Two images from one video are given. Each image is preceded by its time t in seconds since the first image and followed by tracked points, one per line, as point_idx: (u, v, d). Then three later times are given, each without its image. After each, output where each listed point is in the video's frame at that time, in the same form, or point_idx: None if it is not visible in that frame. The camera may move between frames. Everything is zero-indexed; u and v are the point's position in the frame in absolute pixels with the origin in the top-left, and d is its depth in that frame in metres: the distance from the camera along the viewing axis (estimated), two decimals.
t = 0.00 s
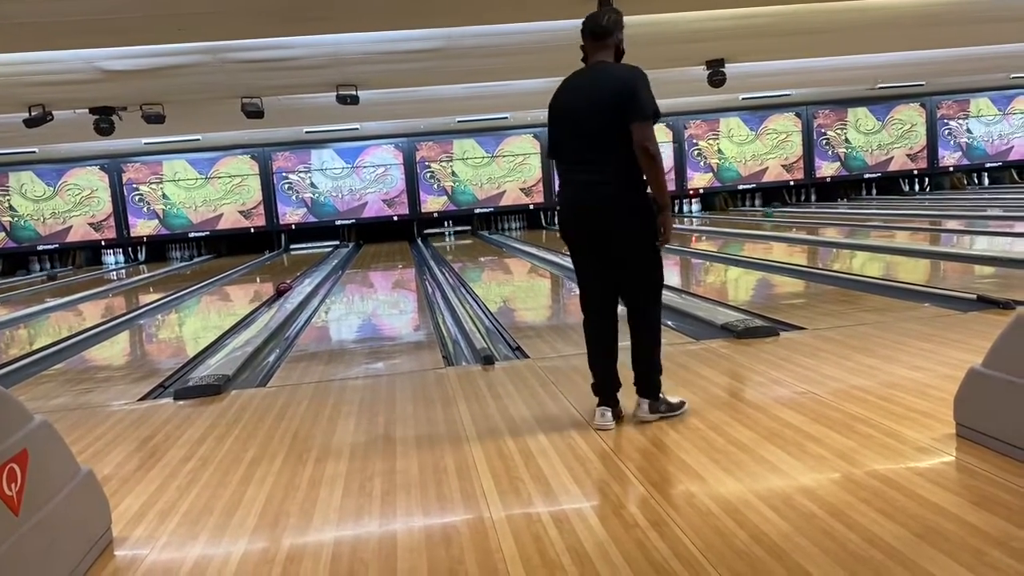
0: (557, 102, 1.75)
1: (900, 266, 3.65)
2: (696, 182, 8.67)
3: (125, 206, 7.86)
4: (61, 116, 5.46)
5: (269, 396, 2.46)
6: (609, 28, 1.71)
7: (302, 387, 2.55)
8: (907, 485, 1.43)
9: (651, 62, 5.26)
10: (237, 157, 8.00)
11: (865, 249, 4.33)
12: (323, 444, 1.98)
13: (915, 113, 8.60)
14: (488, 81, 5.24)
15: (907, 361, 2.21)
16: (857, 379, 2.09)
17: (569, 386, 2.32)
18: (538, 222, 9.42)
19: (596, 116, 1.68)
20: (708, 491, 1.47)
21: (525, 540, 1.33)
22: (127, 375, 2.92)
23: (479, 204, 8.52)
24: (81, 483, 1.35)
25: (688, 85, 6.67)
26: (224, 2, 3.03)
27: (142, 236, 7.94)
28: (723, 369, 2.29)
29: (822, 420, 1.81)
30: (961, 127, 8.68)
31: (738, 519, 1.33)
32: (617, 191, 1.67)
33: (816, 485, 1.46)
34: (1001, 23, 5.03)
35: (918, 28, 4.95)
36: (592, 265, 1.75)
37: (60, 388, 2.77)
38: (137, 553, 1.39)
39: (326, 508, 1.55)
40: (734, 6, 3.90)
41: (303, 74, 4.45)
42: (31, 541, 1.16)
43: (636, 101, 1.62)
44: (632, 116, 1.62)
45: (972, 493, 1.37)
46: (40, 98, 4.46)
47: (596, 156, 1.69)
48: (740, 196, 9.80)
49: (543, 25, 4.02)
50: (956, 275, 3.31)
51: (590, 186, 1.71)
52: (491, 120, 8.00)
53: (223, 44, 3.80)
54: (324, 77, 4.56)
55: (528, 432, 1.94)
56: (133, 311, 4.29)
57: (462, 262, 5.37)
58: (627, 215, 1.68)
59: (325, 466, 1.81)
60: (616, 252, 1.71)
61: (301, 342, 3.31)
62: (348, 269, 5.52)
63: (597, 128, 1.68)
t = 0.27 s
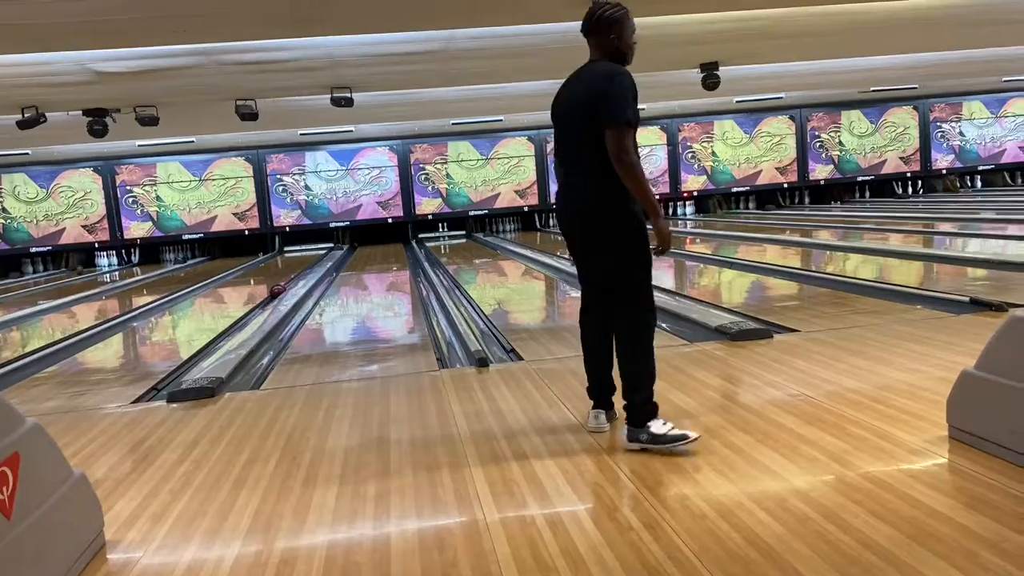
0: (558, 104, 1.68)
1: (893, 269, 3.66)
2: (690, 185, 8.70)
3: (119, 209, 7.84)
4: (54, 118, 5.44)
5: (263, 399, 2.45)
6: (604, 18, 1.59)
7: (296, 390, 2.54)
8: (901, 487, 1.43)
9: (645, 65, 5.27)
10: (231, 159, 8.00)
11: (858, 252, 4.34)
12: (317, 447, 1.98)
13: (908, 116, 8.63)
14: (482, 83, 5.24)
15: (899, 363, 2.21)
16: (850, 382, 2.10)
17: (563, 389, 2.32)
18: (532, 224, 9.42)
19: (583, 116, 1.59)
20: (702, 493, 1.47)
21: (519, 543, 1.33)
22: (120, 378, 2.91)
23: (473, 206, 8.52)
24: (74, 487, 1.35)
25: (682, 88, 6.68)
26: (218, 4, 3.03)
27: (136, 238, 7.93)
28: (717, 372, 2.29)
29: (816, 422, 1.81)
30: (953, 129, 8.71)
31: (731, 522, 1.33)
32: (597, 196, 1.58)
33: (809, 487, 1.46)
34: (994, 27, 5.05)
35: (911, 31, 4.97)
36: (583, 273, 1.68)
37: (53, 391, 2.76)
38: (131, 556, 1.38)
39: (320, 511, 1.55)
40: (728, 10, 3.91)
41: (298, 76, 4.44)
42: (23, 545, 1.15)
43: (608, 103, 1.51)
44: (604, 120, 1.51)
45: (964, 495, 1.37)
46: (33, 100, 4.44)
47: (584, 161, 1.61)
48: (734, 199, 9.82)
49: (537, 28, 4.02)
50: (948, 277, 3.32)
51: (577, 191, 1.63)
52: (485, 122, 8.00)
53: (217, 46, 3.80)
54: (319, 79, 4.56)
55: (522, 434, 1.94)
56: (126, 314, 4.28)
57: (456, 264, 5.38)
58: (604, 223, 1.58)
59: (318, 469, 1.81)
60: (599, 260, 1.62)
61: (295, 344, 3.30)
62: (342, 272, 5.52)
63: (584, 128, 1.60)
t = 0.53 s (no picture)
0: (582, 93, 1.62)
1: (883, 273, 3.67)
2: (680, 189, 8.70)
3: (108, 212, 7.82)
4: (43, 122, 5.42)
5: (254, 404, 2.45)
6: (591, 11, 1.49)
7: (287, 394, 2.54)
8: (892, 490, 1.43)
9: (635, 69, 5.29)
10: (221, 163, 7.99)
11: (848, 256, 4.35)
12: (308, 451, 1.98)
13: (897, 120, 8.66)
14: (474, 87, 5.24)
15: (889, 366, 2.22)
16: (840, 385, 2.10)
17: (554, 393, 2.33)
18: (524, 228, 9.42)
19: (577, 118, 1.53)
20: (693, 497, 1.47)
21: (510, 547, 1.33)
22: (110, 382, 2.89)
23: (465, 210, 8.52)
24: (61, 493, 1.34)
25: (673, 93, 6.70)
26: (209, 8, 3.03)
27: (126, 242, 7.91)
28: (708, 375, 2.29)
29: (806, 426, 1.82)
30: (943, 134, 8.73)
31: (723, 526, 1.33)
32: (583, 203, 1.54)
33: (800, 491, 1.46)
34: (981, 32, 5.08)
35: (901, 36, 5.00)
36: (585, 272, 1.67)
37: (41, 395, 2.75)
38: (119, 562, 1.37)
39: (310, 516, 1.54)
40: (718, 14, 3.92)
41: (288, 80, 4.44)
42: (7, 551, 1.14)
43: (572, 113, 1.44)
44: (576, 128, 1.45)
45: (954, 498, 1.38)
46: (22, 103, 4.42)
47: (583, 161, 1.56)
48: (725, 203, 9.84)
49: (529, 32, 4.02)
50: (938, 281, 3.33)
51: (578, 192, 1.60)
52: (476, 126, 8.01)
53: (208, 50, 3.79)
54: (310, 83, 4.55)
55: (514, 439, 1.94)
56: (116, 318, 4.26)
57: (447, 268, 5.37)
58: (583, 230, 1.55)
59: (309, 474, 1.80)
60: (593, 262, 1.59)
61: (286, 348, 3.29)
62: (333, 276, 5.51)
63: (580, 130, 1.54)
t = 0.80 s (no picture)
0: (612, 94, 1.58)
1: (869, 278, 3.69)
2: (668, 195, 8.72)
3: (94, 219, 7.77)
4: (28, 127, 5.39)
5: (240, 411, 2.43)
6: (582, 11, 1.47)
7: (274, 401, 2.52)
8: (878, 496, 1.44)
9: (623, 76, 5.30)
10: (208, 169, 7.95)
11: (834, 262, 4.38)
12: (294, 458, 1.97)
13: (883, 127, 8.74)
14: (462, 93, 5.24)
15: (876, 372, 2.23)
16: (827, 390, 2.11)
17: (542, 399, 2.33)
18: (512, 234, 9.43)
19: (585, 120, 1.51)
20: (682, 503, 1.47)
21: (498, 554, 1.32)
22: (95, 389, 2.87)
23: (453, 216, 8.51)
24: (45, 501, 1.33)
25: (660, 99, 6.72)
26: (195, 14, 3.02)
27: (111, 248, 7.84)
28: (695, 381, 2.30)
29: (793, 431, 1.82)
30: (928, 140, 8.83)
31: (711, 532, 1.33)
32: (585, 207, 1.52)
33: (788, 497, 1.47)
34: (965, 40, 5.13)
35: (886, 44, 5.04)
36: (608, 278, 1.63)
37: (25, 403, 2.73)
38: (103, 571, 1.36)
39: (298, 524, 1.53)
40: (705, 21, 3.94)
41: (275, 86, 4.43)
42: None
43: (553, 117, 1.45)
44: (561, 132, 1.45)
45: (940, 503, 1.38)
46: (6, 109, 4.40)
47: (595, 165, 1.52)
48: (712, 209, 9.88)
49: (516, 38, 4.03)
50: (923, 287, 3.35)
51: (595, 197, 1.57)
52: (464, 133, 8.01)
53: (194, 55, 3.78)
54: (297, 89, 4.55)
55: (502, 445, 1.94)
56: (102, 325, 4.23)
57: (436, 274, 5.36)
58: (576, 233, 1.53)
59: (296, 481, 1.79)
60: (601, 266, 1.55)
61: (272, 355, 3.28)
62: (320, 282, 5.49)
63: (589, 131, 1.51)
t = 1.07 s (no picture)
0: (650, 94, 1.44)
1: (851, 287, 3.72)
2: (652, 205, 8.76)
3: (74, 228, 7.70)
4: (8, 136, 5.34)
5: (221, 421, 2.42)
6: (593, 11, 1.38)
7: (256, 411, 2.50)
8: (860, 503, 1.44)
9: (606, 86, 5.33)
10: (191, 178, 7.90)
11: (816, 270, 4.41)
12: (277, 469, 1.95)
13: (863, 137, 8.83)
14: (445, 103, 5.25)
15: (857, 380, 2.25)
16: (809, 399, 2.12)
17: (526, 408, 2.32)
18: (496, 243, 9.43)
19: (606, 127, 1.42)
20: (666, 512, 1.47)
21: (483, 565, 1.31)
22: (76, 400, 2.85)
23: (437, 225, 8.50)
24: (23, 514, 1.31)
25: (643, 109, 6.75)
26: (177, 22, 3.01)
27: (92, 258, 7.82)
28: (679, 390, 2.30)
29: (776, 439, 1.83)
30: (908, 150, 8.89)
31: (695, 541, 1.33)
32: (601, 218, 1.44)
33: (771, 505, 1.47)
34: (943, 51, 5.18)
35: (866, 55, 5.08)
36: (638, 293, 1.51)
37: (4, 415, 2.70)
38: None
39: (280, 535, 1.52)
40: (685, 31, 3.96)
41: (258, 95, 4.42)
42: None
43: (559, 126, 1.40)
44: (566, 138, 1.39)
45: (921, 510, 1.39)
46: None
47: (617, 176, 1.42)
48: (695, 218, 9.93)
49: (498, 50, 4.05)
50: (904, 295, 3.38)
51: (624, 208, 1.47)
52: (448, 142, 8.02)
53: (177, 64, 3.77)
54: (280, 98, 4.54)
55: (486, 455, 1.93)
56: (82, 335, 4.19)
57: (420, 283, 5.34)
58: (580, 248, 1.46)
59: (278, 492, 1.78)
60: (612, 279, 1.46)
61: (255, 365, 3.26)
62: (303, 291, 5.47)
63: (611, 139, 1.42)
